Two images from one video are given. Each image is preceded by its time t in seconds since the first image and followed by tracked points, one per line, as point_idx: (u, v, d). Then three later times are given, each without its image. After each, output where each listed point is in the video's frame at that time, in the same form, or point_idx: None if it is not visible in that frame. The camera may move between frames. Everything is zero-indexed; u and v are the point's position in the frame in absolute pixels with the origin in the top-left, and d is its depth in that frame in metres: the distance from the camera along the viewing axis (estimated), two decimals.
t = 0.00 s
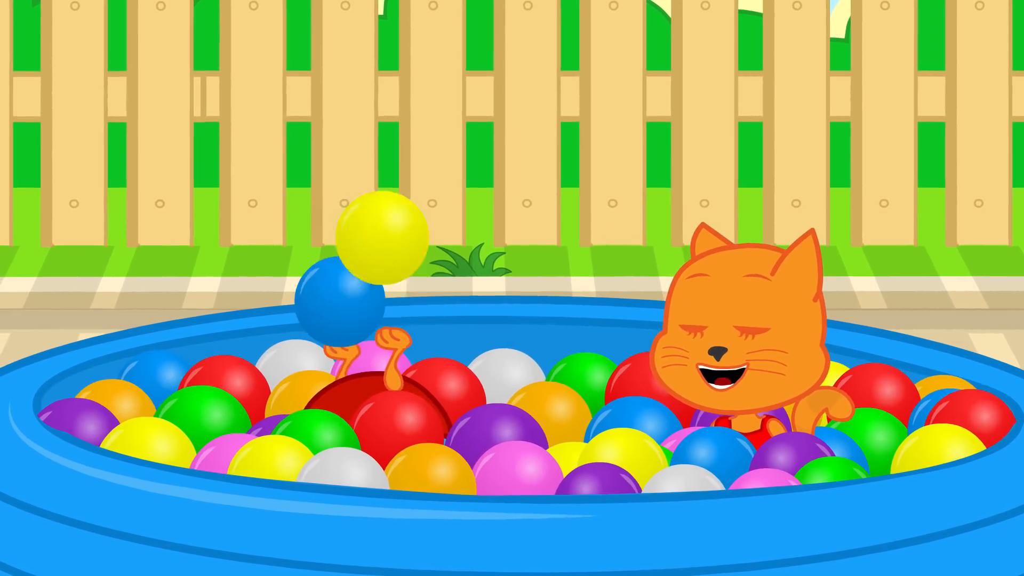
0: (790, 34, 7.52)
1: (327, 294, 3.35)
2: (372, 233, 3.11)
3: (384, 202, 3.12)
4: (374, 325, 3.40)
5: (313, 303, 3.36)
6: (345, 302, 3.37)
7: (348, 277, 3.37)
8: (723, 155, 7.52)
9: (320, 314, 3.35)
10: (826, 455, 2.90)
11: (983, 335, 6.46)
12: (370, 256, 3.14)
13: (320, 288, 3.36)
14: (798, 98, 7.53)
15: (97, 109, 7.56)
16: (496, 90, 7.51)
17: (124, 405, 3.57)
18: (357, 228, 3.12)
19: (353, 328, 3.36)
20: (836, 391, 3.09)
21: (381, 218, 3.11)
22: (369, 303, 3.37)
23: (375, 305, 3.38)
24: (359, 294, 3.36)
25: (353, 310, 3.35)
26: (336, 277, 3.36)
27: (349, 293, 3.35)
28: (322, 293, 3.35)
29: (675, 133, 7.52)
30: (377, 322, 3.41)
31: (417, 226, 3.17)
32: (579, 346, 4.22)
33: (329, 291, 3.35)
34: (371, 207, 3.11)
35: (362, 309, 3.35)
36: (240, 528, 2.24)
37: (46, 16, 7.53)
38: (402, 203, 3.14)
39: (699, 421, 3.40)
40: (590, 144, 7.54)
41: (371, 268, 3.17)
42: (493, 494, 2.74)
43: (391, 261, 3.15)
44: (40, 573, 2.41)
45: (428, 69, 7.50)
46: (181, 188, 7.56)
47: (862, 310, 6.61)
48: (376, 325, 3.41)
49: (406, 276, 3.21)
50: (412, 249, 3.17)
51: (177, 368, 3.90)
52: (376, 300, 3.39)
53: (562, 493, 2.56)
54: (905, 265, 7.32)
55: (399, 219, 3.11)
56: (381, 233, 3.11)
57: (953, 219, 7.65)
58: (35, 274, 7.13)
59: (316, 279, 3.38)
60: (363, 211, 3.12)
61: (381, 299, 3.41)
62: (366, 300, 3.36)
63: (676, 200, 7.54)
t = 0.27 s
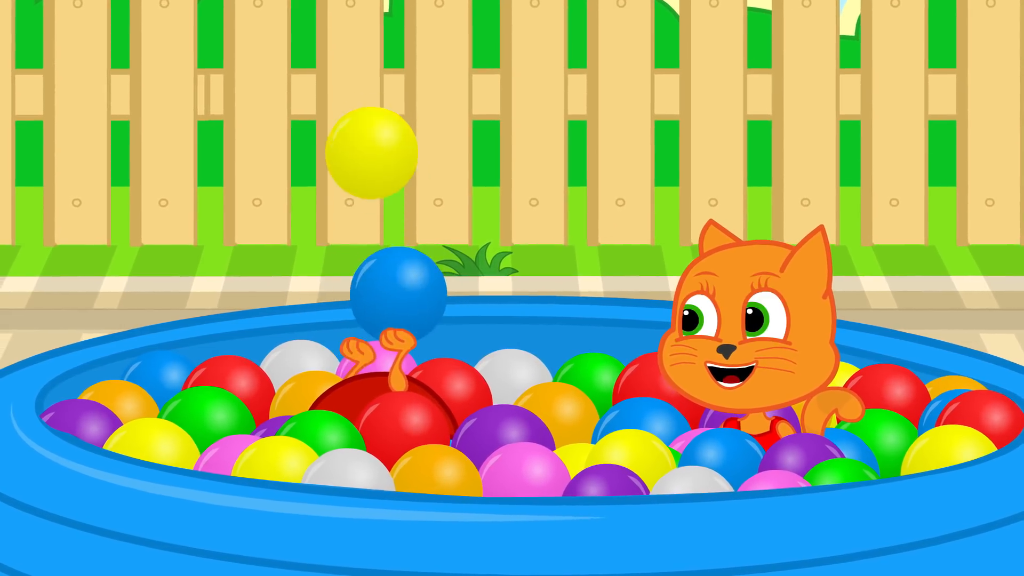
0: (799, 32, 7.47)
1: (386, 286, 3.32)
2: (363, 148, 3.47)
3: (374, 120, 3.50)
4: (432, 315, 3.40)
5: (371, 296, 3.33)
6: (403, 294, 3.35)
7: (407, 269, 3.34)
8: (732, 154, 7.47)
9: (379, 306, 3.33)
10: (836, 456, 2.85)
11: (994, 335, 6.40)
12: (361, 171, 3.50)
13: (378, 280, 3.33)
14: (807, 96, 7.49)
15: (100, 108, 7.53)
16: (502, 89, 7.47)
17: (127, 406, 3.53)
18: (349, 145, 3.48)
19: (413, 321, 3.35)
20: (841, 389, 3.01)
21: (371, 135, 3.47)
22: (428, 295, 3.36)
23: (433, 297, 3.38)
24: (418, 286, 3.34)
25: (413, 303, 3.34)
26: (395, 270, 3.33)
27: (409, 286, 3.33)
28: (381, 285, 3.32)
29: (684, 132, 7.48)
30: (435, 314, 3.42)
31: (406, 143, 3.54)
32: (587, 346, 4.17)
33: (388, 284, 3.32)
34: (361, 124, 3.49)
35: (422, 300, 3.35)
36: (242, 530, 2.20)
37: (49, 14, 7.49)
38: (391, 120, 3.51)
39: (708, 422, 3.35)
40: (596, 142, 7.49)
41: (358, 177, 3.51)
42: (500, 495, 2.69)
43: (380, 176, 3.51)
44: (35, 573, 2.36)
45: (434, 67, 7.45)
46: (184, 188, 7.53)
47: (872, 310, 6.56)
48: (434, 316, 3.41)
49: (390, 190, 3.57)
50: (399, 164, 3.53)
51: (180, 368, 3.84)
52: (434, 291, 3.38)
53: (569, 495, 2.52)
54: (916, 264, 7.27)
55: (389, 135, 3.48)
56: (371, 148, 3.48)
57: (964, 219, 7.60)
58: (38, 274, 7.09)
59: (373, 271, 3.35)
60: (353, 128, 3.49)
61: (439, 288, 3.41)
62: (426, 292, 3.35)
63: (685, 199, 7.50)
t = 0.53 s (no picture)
0: (809, 29, 7.42)
1: (392, 294, 3.23)
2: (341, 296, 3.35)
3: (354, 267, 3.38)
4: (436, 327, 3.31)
5: (377, 305, 3.23)
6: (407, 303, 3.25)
7: (412, 278, 3.26)
8: (741, 152, 7.42)
9: (385, 318, 3.23)
10: (846, 458, 2.80)
11: (1006, 335, 6.35)
12: (340, 319, 3.36)
13: (381, 290, 3.23)
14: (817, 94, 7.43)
15: (103, 106, 7.48)
16: (509, 86, 7.42)
17: (130, 406, 3.48)
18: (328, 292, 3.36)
19: (419, 332, 3.26)
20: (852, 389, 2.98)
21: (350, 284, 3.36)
22: (434, 304, 3.28)
23: (437, 307, 3.29)
24: (424, 295, 3.26)
25: (419, 312, 3.24)
26: (400, 279, 3.25)
27: (415, 294, 3.24)
28: (386, 293, 3.23)
29: (693, 130, 7.43)
30: (438, 326, 3.32)
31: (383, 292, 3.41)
32: (595, 347, 4.13)
33: (394, 293, 3.23)
34: (341, 271, 3.37)
35: (427, 310, 3.26)
36: (247, 532, 2.18)
37: (51, 12, 7.45)
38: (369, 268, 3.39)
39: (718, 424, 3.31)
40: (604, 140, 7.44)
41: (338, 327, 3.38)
42: (506, 498, 2.65)
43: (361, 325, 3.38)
44: (29, 573, 2.35)
45: (440, 64, 7.41)
46: (188, 186, 7.49)
47: (882, 310, 6.50)
48: (437, 330, 3.32)
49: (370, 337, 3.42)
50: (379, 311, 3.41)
51: (184, 369, 3.79)
52: (439, 300, 3.30)
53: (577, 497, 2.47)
54: (927, 264, 7.22)
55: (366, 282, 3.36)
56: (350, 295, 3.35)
57: (976, 218, 7.55)
58: (41, 274, 7.05)
59: (377, 280, 3.26)
60: (333, 277, 3.37)
61: (443, 299, 3.33)
62: (431, 301, 3.27)
63: (693, 197, 7.46)
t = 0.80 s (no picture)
0: (819, 26, 7.37)
1: (382, 203, 3.20)
2: (354, 296, 3.17)
3: (368, 265, 3.19)
4: (429, 231, 3.27)
5: (368, 214, 3.21)
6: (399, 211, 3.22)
7: (402, 184, 3.21)
8: (750, 151, 7.38)
9: (376, 226, 3.21)
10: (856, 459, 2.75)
11: (1018, 335, 6.29)
12: (356, 317, 3.19)
13: (373, 197, 3.20)
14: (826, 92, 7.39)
15: (106, 104, 7.45)
16: (516, 84, 7.38)
17: (133, 407, 3.43)
18: (342, 292, 3.19)
19: (411, 238, 3.23)
20: (863, 390, 2.92)
21: (364, 282, 3.17)
22: (425, 211, 3.23)
23: (429, 212, 3.25)
24: (414, 202, 3.21)
25: (409, 218, 3.21)
26: (390, 187, 3.20)
27: (404, 203, 3.20)
28: (375, 201, 3.20)
29: (701, 128, 7.39)
30: (432, 229, 3.28)
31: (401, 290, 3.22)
32: (603, 347, 4.08)
33: (384, 202, 3.20)
34: (356, 270, 3.18)
35: (419, 216, 3.22)
36: (249, 533, 2.14)
37: (55, 9, 7.42)
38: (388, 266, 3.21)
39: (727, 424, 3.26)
40: (612, 138, 7.39)
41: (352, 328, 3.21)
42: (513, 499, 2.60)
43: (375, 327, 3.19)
44: (27, 573, 2.31)
45: (446, 62, 7.37)
46: (192, 185, 7.45)
47: (893, 310, 6.45)
48: (430, 231, 3.28)
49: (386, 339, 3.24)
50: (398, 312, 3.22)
51: (188, 370, 3.75)
52: (433, 205, 3.25)
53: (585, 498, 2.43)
54: (937, 263, 7.17)
55: (382, 283, 3.17)
56: (363, 295, 3.18)
57: (987, 217, 7.49)
58: (43, 273, 7.02)
59: (368, 187, 3.22)
60: (346, 275, 3.19)
61: (435, 203, 3.28)
62: (422, 208, 3.22)
63: (702, 196, 7.41)
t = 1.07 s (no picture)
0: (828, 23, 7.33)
1: (374, 147, 3.15)
2: (403, 306, 3.02)
3: (418, 280, 3.07)
4: (421, 179, 3.23)
5: (361, 155, 3.16)
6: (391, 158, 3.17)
7: (397, 129, 3.16)
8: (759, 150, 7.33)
9: (368, 169, 3.16)
10: (866, 461, 2.70)
11: None
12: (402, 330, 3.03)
13: (366, 142, 3.16)
14: (836, 90, 7.35)
15: (109, 102, 7.41)
16: (524, 82, 7.34)
17: (137, 408, 3.37)
18: (389, 305, 3.04)
19: (403, 182, 3.18)
20: (874, 392, 2.88)
21: (414, 295, 3.04)
22: (419, 157, 3.18)
23: (423, 158, 3.20)
24: (408, 147, 3.16)
25: (401, 165, 3.16)
26: (385, 130, 3.15)
27: (398, 146, 3.15)
28: (368, 145, 3.15)
29: (710, 126, 7.34)
30: (423, 176, 3.23)
31: (452, 307, 3.09)
32: (611, 347, 4.04)
33: (378, 145, 3.14)
34: (403, 287, 3.05)
35: (411, 160, 3.17)
36: (250, 535, 2.10)
37: (58, 7, 7.38)
38: (438, 282, 3.08)
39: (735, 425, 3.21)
40: (620, 136, 7.34)
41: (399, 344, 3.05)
42: (520, 501, 2.56)
43: (428, 342, 3.03)
44: (23, 573, 2.27)
45: (452, 59, 7.32)
46: (196, 184, 7.42)
47: (903, 310, 6.40)
48: (422, 178, 3.23)
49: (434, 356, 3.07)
50: (446, 329, 3.07)
51: (192, 370, 3.68)
52: (425, 153, 3.20)
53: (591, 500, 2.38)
54: (948, 263, 7.12)
55: (434, 296, 3.04)
56: (412, 309, 3.03)
57: (999, 216, 7.44)
58: (46, 273, 6.98)
59: (363, 131, 3.17)
60: (396, 288, 3.06)
61: (429, 151, 3.23)
62: (414, 154, 3.17)
63: (711, 194, 7.37)
